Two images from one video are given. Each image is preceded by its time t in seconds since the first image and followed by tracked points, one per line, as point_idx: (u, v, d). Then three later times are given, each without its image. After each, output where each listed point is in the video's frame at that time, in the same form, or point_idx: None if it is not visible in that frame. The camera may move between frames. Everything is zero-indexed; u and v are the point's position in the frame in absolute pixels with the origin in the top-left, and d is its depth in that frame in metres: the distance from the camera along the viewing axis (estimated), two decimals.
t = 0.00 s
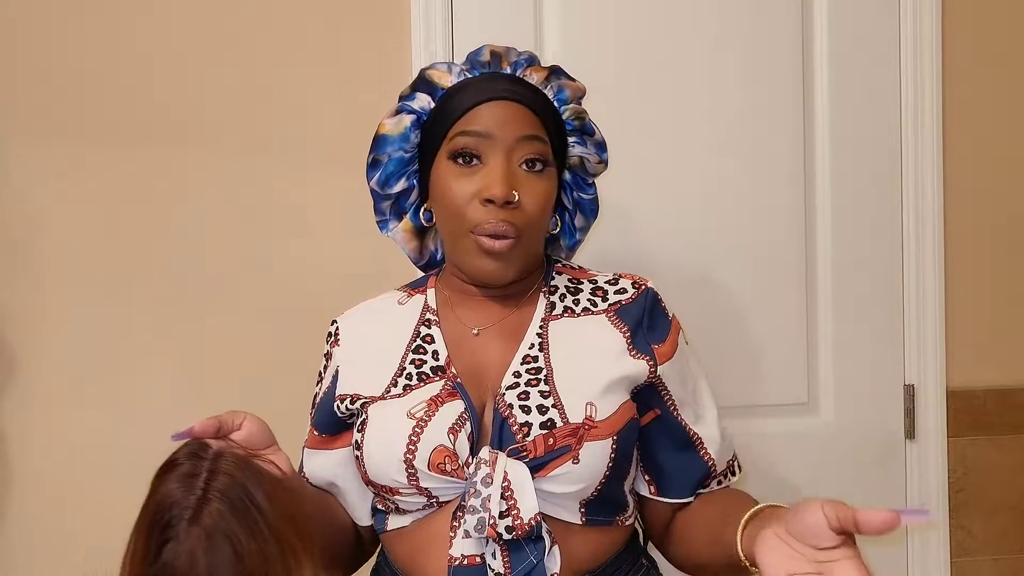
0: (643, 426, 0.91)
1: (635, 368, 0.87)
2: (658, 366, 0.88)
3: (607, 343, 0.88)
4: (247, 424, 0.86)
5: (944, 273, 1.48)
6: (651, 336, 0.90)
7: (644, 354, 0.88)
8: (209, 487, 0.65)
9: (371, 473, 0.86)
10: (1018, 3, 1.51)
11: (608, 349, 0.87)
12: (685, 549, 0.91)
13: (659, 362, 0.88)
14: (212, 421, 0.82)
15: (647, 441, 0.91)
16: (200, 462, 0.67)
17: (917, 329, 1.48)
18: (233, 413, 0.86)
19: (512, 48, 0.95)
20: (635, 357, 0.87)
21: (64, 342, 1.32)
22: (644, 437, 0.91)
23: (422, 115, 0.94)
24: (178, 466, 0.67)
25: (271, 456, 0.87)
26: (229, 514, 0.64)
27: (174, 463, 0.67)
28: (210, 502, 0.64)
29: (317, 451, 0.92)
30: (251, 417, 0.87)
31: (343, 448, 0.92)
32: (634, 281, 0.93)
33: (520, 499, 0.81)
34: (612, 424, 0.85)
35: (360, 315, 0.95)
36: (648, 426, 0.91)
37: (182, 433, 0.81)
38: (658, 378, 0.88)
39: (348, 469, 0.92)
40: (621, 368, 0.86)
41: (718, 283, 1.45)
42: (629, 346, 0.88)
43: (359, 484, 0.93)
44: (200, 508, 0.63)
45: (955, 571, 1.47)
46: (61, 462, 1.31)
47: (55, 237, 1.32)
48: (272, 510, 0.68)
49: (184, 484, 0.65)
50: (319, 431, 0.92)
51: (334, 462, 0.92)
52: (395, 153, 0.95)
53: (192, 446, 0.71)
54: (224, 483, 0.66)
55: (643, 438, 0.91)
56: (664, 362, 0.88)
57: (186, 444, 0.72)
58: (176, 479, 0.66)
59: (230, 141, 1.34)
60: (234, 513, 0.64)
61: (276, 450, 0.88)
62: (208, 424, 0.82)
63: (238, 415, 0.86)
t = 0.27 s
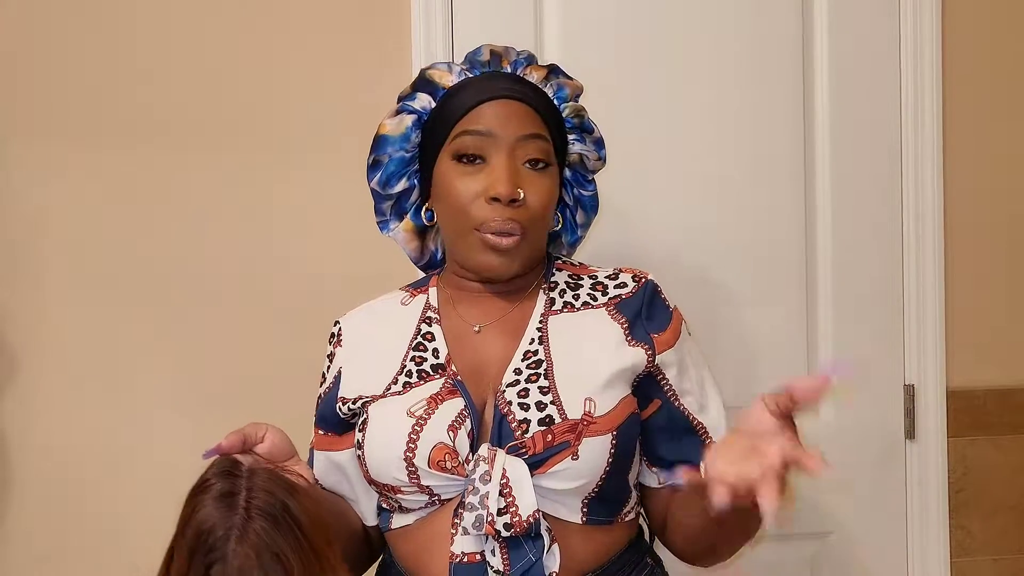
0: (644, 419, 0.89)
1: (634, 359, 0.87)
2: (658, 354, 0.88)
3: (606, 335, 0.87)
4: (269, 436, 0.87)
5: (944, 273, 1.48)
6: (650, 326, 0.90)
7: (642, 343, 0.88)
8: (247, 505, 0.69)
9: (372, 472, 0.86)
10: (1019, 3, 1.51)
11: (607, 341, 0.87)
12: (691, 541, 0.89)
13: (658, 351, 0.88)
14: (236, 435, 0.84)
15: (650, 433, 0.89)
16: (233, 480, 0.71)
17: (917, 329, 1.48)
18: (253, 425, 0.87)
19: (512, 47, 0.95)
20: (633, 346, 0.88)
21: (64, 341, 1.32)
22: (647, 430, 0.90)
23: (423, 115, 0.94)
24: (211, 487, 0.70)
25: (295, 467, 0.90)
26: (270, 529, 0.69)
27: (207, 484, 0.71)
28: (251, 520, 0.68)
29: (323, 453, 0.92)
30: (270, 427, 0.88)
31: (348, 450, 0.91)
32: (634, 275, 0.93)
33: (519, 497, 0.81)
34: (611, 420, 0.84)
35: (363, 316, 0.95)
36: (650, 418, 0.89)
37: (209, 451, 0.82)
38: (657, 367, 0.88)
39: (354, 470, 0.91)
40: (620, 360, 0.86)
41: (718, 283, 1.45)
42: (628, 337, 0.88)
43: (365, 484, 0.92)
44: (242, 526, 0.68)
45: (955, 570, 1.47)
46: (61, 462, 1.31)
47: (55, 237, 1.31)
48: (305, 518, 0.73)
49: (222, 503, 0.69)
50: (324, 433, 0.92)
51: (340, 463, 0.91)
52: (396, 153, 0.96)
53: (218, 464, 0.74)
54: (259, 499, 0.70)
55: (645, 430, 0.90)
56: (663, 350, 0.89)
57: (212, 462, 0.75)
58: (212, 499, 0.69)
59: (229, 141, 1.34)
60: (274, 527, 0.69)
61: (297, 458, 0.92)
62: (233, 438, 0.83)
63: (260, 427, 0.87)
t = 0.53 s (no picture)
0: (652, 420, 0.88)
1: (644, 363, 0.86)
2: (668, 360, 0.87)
3: (616, 337, 0.87)
4: (282, 436, 0.85)
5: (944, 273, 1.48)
6: (660, 329, 0.89)
7: (651, 346, 0.87)
8: (264, 515, 0.66)
9: (378, 470, 0.86)
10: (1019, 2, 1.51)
11: (616, 344, 0.87)
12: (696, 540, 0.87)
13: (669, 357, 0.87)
14: (251, 437, 0.82)
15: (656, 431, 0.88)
16: (251, 488, 0.68)
17: (918, 329, 1.48)
18: (266, 425, 0.85)
19: (531, 43, 0.94)
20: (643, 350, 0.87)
21: (64, 341, 1.31)
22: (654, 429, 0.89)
23: (442, 110, 0.93)
24: (229, 495, 0.67)
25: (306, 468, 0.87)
26: (287, 541, 0.65)
27: (225, 491, 0.68)
28: (267, 531, 0.65)
29: (332, 447, 0.91)
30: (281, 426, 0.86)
31: (355, 446, 0.90)
32: (645, 278, 0.93)
33: (524, 499, 0.81)
34: (618, 425, 0.84)
35: (371, 310, 0.95)
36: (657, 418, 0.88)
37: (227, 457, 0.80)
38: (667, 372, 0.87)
39: (361, 467, 0.90)
40: (630, 363, 0.85)
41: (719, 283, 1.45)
42: (638, 341, 0.87)
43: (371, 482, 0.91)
44: (258, 538, 0.64)
45: (955, 570, 1.47)
46: (60, 462, 1.31)
47: (54, 236, 1.31)
48: (325, 528, 0.69)
49: (240, 512, 0.66)
50: (333, 429, 0.92)
51: (347, 459, 0.91)
52: (413, 148, 0.94)
53: (238, 469, 0.71)
54: (277, 508, 0.67)
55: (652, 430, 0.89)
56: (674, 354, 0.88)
57: (231, 466, 0.72)
58: (231, 508, 0.66)
59: (229, 141, 1.34)
60: (290, 540, 0.65)
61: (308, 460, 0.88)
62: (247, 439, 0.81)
63: (273, 428, 0.85)
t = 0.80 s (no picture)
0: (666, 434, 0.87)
1: (659, 370, 0.87)
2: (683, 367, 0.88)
3: (631, 343, 0.88)
4: (298, 448, 0.84)
5: (944, 273, 1.48)
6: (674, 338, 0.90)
7: (666, 355, 0.88)
8: (289, 541, 0.66)
9: (392, 476, 0.85)
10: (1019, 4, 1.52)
11: (631, 351, 0.87)
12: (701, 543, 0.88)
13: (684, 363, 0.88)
14: (269, 451, 0.81)
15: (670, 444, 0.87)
16: (275, 512, 0.68)
17: (917, 330, 1.48)
18: (281, 437, 0.84)
19: (550, 41, 0.94)
20: (657, 358, 0.88)
21: (64, 342, 1.31)
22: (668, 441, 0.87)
23: (457, 105, 0.93)
24: (253, 520, 0.67)
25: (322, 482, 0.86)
26: (313, 566, 0.65)
27: (248, 516, 0.68)
28: (293, 556, 0.65)
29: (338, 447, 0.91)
30: (297, 439, 0.85)
31: (364, 448, 0.90)
32: (657, 282, 0.93)
33: (545, 508, 0.81)
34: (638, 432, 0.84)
35: (379, 309, 0.94)
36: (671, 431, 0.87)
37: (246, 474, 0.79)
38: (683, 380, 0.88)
39: (370, 468, 0.90)
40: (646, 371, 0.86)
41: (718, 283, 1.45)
42: (652, 348, 0.88)
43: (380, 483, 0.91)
44: (283, 563, 0.64)
45: (955, 570, 1.47)
46: (60, 463, 1.31)
47: (54, 236, 1.31)
48: (351, 550, 0.69)
49: (264, 539, 0.66)
50: (339, 430, 0.91)
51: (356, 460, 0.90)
52: (426, 141, 0.94)
53: (260, 491, 0.71)
54: (303, 532, 0.67)
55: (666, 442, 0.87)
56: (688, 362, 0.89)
57: (252, 488, 0.72)
58: (256, 533, 0.66)
59: (230, 141, 1.34)
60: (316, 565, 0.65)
61: (324, 472, 0.87)
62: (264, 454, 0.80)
63: (288, 439, 0.84)
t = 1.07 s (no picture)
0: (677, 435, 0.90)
1: (675, 376, 0.87)
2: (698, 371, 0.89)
3: (645, 349, 0.88)
4: (316, 448, 0.85)
5: (944, 274, 1.49)
6: (686, 343, 0.91)
7: (681, 361, 0.89)
8: (319, 540, 0.69)
9: (405, 481, 0.85)
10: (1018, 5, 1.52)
11: (646, 358, 0.88)
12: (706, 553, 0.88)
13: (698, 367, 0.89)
14: (289, 450, 0.82)
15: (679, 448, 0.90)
16: (301, 513, 0.71)
17: (917, 331, 1.49)
18: (299, 437, 0.84)
19: (566, 38, 0.94)
20: (672, 364, 0.88)
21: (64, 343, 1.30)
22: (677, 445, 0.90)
23: (469, 101, 0.93)
24: (279, 523, 0.70)
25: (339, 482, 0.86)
26: (345, 562, 0.69)
27: (274, 519, 0.71)
28: (324, 555, 0.68)
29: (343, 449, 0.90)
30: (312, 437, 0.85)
31: (370, 451, 0.90)
32: (666, 285, 0.94)
33: (566, 515, 0.81)
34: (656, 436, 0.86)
35: (384, 309, 0.94)
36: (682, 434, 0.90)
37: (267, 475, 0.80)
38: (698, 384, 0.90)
39: (377, 471, 0.90)
40: (663, 378, 0.87)
41: (719, 283, 1.45)
42: (666, 354, 0.89)
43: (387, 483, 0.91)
44: (315, 562, 0.68)
45: (955, 570, 1.48)
46: (60, 465, 1.30)
47: (54, 237, 1.30)
48: (378, 542, 0.73)
49: (293, 542, 0.69)
50: (345, 431, 0.90)
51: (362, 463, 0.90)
52: (437, 137, 0.94)
53: (283, 494, 0.74)
54: (330, 530, 0.70)
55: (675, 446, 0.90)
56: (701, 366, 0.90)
57: (275, 491, 0.75)
58: (284, 536, 0.69)
59: (230, 142, 1.33)
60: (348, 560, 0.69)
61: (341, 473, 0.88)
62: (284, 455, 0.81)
63: (306, 438, 0.85)
